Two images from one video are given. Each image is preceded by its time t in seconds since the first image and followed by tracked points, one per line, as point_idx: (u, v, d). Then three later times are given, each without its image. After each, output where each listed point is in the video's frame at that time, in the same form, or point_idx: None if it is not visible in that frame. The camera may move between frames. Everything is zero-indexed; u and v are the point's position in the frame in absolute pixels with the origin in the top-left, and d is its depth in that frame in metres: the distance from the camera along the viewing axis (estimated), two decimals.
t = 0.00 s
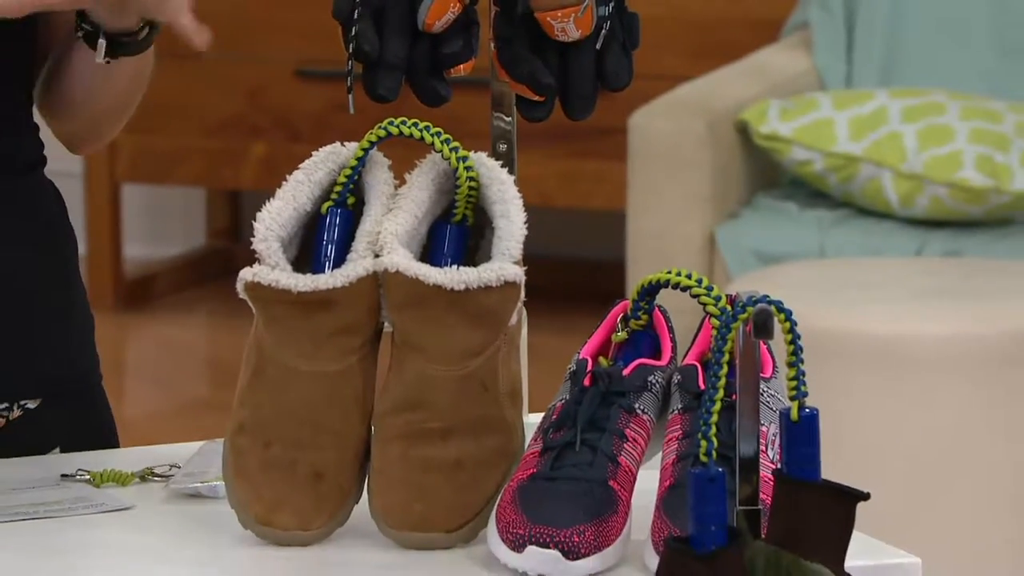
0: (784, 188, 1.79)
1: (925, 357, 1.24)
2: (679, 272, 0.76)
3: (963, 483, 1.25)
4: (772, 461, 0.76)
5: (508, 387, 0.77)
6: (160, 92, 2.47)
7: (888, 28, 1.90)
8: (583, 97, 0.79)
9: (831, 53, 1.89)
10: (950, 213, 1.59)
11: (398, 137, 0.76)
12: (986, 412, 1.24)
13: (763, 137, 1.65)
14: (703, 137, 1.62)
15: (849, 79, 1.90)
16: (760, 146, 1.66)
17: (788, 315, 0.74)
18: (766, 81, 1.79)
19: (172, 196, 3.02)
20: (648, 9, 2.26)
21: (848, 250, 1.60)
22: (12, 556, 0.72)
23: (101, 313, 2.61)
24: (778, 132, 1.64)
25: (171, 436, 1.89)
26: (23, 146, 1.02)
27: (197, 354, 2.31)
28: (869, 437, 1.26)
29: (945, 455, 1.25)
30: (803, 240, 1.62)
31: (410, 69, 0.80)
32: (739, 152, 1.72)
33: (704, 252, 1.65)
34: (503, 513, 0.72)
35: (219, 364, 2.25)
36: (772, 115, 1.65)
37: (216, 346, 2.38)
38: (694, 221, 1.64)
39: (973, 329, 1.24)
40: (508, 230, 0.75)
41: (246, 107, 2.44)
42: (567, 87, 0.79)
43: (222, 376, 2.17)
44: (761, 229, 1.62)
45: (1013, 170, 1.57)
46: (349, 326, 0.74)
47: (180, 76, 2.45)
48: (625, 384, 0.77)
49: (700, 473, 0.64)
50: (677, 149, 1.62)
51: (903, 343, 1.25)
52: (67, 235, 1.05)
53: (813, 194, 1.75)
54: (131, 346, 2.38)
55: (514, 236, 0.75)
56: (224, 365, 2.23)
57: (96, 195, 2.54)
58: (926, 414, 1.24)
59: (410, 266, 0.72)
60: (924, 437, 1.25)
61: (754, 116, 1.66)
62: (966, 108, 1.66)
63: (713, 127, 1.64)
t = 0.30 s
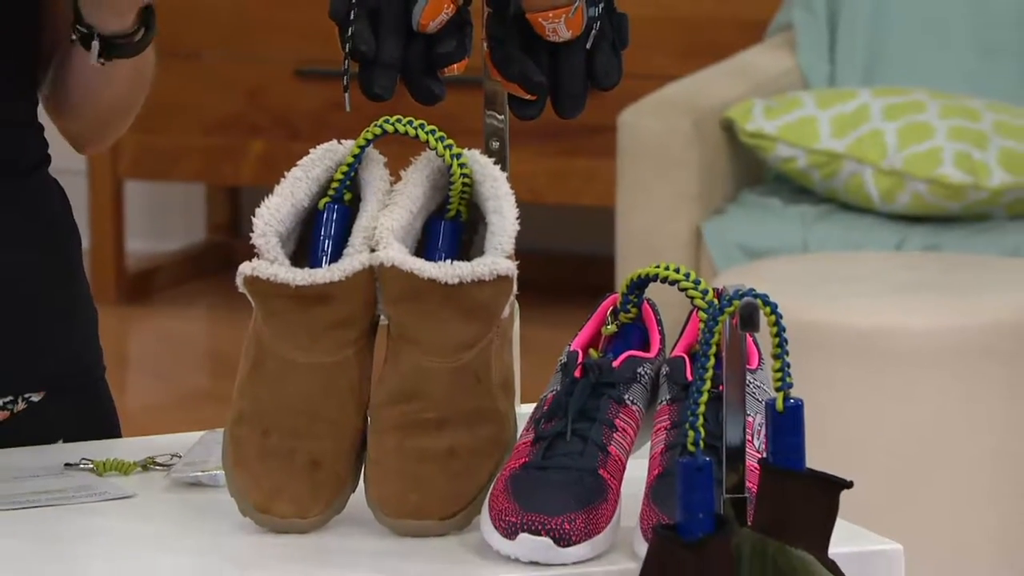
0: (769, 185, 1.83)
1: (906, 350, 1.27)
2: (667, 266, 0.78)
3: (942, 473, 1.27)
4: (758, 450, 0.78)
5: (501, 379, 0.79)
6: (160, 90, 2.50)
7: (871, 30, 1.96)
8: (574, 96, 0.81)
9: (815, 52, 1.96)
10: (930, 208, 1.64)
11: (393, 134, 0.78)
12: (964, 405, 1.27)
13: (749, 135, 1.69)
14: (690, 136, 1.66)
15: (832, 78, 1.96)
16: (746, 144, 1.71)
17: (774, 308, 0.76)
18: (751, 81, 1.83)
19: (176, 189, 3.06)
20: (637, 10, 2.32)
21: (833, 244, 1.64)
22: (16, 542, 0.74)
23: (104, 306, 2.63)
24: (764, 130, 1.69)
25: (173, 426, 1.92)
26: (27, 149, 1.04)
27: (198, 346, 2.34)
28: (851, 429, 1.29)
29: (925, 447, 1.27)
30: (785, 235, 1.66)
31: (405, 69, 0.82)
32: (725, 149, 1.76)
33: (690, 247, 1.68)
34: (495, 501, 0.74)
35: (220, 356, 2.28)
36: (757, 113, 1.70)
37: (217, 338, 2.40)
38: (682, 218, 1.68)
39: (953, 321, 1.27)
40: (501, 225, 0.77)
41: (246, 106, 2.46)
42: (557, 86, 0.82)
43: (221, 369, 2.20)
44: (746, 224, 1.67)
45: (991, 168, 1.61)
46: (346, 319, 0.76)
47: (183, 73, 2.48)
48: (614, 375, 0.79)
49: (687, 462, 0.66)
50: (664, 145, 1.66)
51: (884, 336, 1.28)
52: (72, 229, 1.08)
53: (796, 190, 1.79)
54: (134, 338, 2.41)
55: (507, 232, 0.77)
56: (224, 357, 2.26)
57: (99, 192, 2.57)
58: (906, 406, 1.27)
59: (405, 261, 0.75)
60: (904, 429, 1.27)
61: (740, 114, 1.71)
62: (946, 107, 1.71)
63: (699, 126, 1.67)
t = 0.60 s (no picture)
0: (754, 181, 1.87)
1: (888, 344, 1.30)
2: (655, 261, 0.80)
3: (921, 469, 1.30)
4: (744, 440, 0.80)
5: (493, 370, 0.81)
6: (159, 89, 2.52)
7: (852, 32, 2.00)
8: (564, 96, 0.84)
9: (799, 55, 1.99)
10: (911, 205, 1.67)
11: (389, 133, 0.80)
12: (943, 400, 1.30)
13: (735, 134, 1.73)
14: (677, 134, 1.69)
15: (814, 79, 1.99)
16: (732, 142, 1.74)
17: (760, 302, 0.78)
18: (736, 81, 1.87)
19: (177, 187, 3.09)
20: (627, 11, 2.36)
21: (817, 237, 1.68)
22: (21, 530, 0.76)
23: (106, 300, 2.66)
24: (749, 128, 1.72)
25: (175, 418, 1.95)
26: (38, 147, 1.07)
27: (199, 339, 2.37)
28: (836, 424, 1.32)
29: (905, 442, 1.30)
30: (768, 229, 1.70)
31: (400, 68, 0.84)
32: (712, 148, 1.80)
33: (677, 243, 1.71)
34: (488, 490, 0.76)
35: (221, 348, 2.31)
36: (742, 113, 1.74)
37: (217, 331, 2.44)
38: (669, 214, 1.70)
39: (932, 314, 1.30)
40: (493, 221, 0.79)
41: (246, 104, 2.48)
42: (548, 85, 0.85)
43: (222, 362, 2.23)
44: (731, 220, 1.71)
45: (969, 165, 1.65)
46: (342, 313, 0.78)
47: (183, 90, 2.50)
48: (604, 367, 0.81)
49: (675, 451, 0.68)
50: (652, 145, 1.69)
51: (867, 328, 1.31)
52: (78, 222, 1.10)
53: (780, 186, 1.83)
54: (136, 331, 2.44)
55: (499, 227, 0.79)
56: (225, 349, 2.29)
57: (103, 188, 2.59)
58: (887, 401, 1.30)
59: (400, 256, 0.76)
60: (886, 424, 1.30)
61: (726, 113, 1.74)
62: (926, 106, 1.75)
63: (687, 123, 1.70)
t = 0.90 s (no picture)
0: (744, 180, 1.91)
1: (874, 342, 1.33)
2: (647, 257, 0.82)
3: (907, 466, 1.33)
4: (733, 432, 0.82)
5: (489, 363, 0.83)
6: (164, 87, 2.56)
7: (839, 33, 2.05)
8: (558, 96, 0.87)
9: (787, 55, 2.05)
10: (894, 202, 1.71)
11: (388, 133, 0.82)
12: (927, 398, 1.33)
13: (724, 133, 1.77)
14: (668, 132, 1.74)
15: (802, 78, 2.05)
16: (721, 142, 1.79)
17: (749, 297, 0.80)
18: (726, 81, 1.92)
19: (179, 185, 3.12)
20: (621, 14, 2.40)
21: (801, 237, 1.72)
22: (31, 519, 0.79)
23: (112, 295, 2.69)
24: (738, 128, 1.77)
25: (180, 411, 1.98)
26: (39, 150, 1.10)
27: (204, 334, 2.41)
28: (824, 422, 1.34)
29: (892, 441, 1.33)
30: (756, 227, 1.74)
31: (398, 69, 0.87)
32: (703, 148, 1.85)
33: (669, 238, 1.77)
34: (484, 481, 0.78)
35: (225, 344, 2.35)
36: (731, 112, 1.78)
37: (221, 326, 2.47)
38: (660, 209, 1.76)
39: (914, 312, 1.33)
40: (489, 219, 0.82)
41: (247, 103, 2.51)
42: (543, 85, 0.87)
43: (224, 357, 2.26)
44: (721, 217, 1.75)
45: (953, 164, 1.68)
46: (342, 308, 0.80)
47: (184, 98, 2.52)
48: (597, 360, 0.83)
49: (668, 443, 0.69)
50: (645, 145, 1.74)
51: (854, 322, 1.33)
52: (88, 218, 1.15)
53: (769, 184, 1.88)
54: (142, 326, 2.48)
55: (494, 224, 0.81)
56: (228, 345, 2.33)
57: (109, 185, 2.62)
58: (874, 398, 1.33)
59: (399, 252, 0.78)
60: (873, 422, 1.33)
61: (715, 112, 1.79)
62: (909, 106, 1.79)
63: (678, 123, 1.76)
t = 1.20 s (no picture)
0: (735, 178, 1.95)
1: (857, 329, 1.36)
2: (640, 255, 0.84)
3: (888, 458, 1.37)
4: (724, 424, 0.84)
5: (487, 358, 0.85)
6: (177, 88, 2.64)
7: (826, 36, 2.10)
8: (554, 96, 0.89)
9: (777, 57, 2.10)
10: (881, 200, 1.75)
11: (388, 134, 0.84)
12: (910, 390, 1.37)
13: (715, 133, 1.82)
14: (661, 134, 1.77)
15: (791, 81, 2.10)
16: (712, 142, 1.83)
17: (739, 294, 0.82)
18: (717, 82, 1.97)
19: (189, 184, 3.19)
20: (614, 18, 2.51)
21: (790, 237, 1.75)
22: (43, 508, 0.81)
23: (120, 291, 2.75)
24: (728, 128, 1.80)
25: (188, 403, 2.03)
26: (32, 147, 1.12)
27: (210, 328, 2.46)
28: (815, 417, 1.37)
29: (877, 437, 1.36)
30: (746, 226, 1.77)
31: (398, 71, 0.89)
32: (694, 147, 1.88)
33: (661, 236, 1.80)
34: (482, 472, 0.80)
35: (230, 336, 2.41)
36: (722, 113, 1.82)
37: (227, 320, 2.53)
38: (652, 208, 1.79)
39: (900, 309, 1.37)
40: (487, 217, 0.84)
41: (249, 104, 2.57)
42: (539, 87, 0.90)
43: (230, 350, 2.31)
44: (712, 214, 1.79)
45: (937, 164, 1.72)
46: (344, 304, 0.82)
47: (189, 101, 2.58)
48: (592, 355, 0.86)
49: (660, 435, 0.69)
50: (638, 146, 1.77)
51: (842, 316, 1.37)
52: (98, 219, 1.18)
53: (758, 183, 1.92)
54: (149, 320, 2.54)
55: (492, 223, 0.83)
56: (233, 337, 2.39)
57: (117, 184, 2.68)
58: (860, 392, 1.36)
59: (398, 250, 0.81)
60: (859, 417, 1.36)
61: (706, 114, 1.83)
62: (895, 108, 1.83)
63: (670, 124, 1.79)
